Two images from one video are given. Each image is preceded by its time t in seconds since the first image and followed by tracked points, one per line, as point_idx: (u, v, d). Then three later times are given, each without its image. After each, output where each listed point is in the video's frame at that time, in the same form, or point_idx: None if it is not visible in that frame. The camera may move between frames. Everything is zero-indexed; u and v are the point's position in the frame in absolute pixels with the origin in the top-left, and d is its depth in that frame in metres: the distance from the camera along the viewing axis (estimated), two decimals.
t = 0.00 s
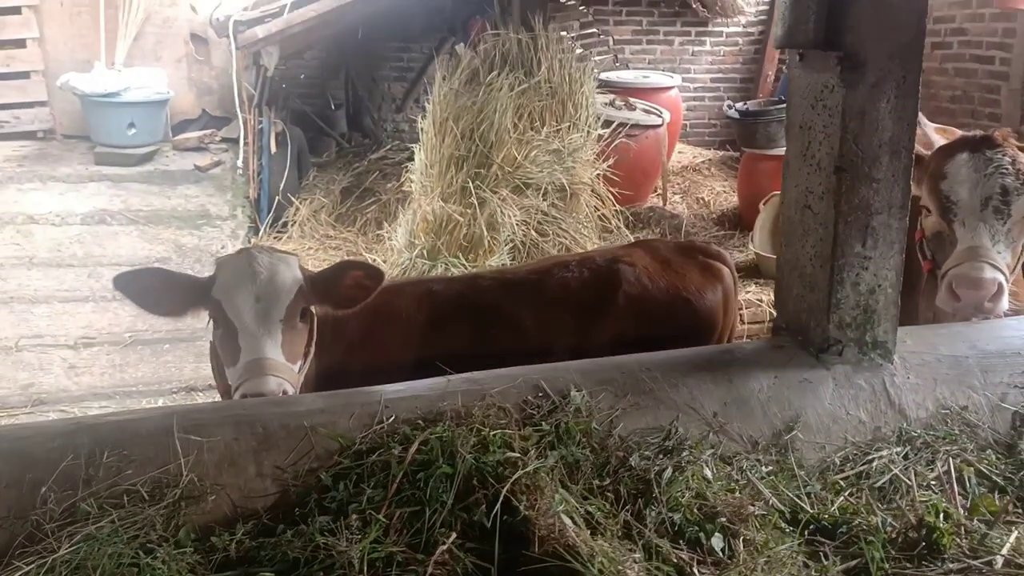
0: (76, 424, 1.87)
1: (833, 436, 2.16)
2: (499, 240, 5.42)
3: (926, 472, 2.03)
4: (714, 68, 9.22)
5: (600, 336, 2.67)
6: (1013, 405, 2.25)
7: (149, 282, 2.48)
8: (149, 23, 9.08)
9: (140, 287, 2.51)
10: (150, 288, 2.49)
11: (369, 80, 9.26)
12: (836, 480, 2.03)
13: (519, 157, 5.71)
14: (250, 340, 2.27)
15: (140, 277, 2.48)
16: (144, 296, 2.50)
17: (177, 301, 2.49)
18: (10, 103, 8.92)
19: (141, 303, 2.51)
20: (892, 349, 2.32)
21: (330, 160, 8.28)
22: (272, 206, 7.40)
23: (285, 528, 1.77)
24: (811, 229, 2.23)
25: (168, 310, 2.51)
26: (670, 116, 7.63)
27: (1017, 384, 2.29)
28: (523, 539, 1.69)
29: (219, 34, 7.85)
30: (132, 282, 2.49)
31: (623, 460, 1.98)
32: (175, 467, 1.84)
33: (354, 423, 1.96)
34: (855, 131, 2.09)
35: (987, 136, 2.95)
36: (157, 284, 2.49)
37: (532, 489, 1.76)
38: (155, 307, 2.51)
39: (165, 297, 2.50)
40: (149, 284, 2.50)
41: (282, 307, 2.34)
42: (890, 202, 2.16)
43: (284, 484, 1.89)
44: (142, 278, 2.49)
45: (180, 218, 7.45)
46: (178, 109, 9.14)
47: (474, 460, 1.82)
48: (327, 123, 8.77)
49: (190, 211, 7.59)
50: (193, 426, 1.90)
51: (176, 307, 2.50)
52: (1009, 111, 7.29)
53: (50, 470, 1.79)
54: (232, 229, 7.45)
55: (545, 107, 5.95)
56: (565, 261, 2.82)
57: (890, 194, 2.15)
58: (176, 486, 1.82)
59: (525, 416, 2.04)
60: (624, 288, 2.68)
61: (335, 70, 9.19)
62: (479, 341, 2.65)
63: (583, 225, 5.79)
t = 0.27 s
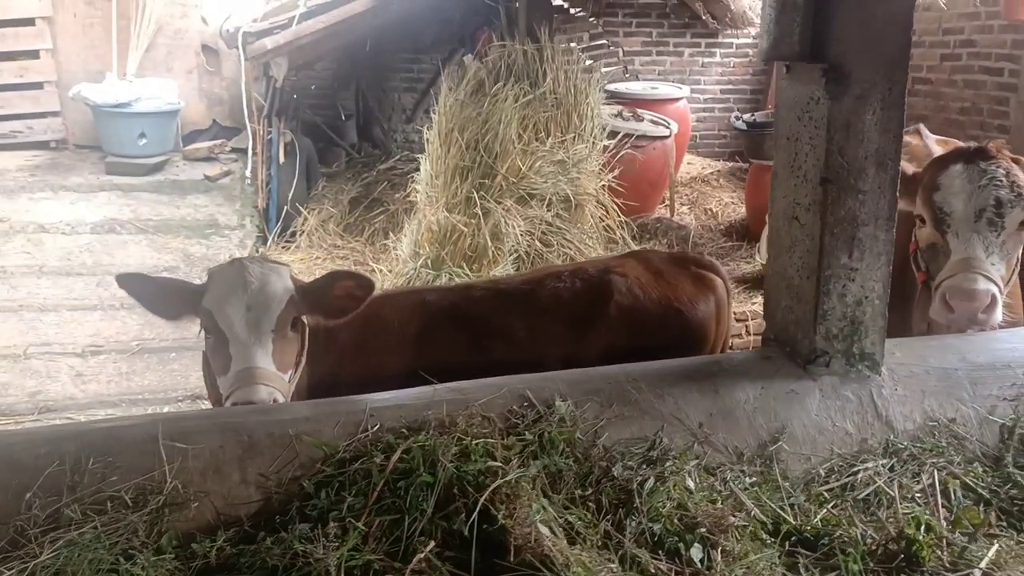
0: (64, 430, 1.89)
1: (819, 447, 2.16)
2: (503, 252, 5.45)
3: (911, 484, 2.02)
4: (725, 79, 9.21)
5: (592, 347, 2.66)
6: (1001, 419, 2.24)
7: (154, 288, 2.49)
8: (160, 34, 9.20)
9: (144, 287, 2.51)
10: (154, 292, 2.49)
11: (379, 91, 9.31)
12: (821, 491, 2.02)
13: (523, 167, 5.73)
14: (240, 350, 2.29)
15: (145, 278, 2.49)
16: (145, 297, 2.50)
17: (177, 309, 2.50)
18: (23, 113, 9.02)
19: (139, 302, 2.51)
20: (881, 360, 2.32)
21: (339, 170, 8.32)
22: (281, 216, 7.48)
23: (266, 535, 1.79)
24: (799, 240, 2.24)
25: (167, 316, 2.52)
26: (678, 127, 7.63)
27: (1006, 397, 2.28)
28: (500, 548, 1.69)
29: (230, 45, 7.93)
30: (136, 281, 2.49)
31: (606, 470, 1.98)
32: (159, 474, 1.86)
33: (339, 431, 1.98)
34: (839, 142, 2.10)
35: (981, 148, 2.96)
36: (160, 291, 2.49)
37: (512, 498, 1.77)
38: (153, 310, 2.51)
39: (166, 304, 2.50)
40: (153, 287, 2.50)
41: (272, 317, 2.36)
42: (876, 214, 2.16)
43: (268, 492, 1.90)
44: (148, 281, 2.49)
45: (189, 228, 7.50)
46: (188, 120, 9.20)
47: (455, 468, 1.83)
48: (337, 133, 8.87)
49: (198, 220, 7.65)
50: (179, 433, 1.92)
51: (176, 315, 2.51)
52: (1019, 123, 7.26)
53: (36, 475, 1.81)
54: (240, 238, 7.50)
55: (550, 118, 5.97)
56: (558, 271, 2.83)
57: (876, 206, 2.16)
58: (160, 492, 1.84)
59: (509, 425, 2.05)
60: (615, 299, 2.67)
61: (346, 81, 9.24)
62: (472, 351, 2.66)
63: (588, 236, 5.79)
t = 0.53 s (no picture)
0: (53, 436, 1.91)
1: (806, 457, 2.16)
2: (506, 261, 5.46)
3: (897, 494, 2.02)
4: (732, 91, 9.21)
5: (584, 356, 2.66)
6: (991, 430, 2.24)
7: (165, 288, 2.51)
8: (169, 46, 9.25)
9: (157, 284, 2.52)
10: (167, 291, 2.50)
11: (387, 102, 9.36)
12: (807, 501, 2.02)
13: (526, 178, 5.75)
14: (231, 357, 2.31)
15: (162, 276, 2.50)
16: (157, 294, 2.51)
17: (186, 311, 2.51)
18: (34, 123, 9.11)
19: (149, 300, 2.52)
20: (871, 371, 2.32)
21: (346, 180, 8.36)
22: (287, 225, 7.54)
23: (250, 541, 1.80)
24: (787, 250, 2.24)
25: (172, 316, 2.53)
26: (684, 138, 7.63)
27: (996, 408, 2.28)
28: (480, 555, 1.70)
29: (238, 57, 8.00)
30: (151, 278, 2.50)
31: (591, 478, 1.98)
32: (146, 480, 1.88)
33: (326, 438, 1.99)
34: (826, 153, 2.11)
35: (974, 159, 2.97)
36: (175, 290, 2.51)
37: (494, 505, 1.77)
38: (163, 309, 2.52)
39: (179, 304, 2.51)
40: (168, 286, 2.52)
41: (263, 324, 2.38)
42: (864, 224, 2.17)
43: (253, 498, 1.92)
44: (164, 280, 2.50)
45: (196, 237, 7.55)
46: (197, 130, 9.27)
47: (439, 475, 1.83)
48: (345, 144, 8.91)
49: (205, 230, 7.70)
50: (166, 439, 1.93)
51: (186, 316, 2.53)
52: None
53: (23, 480, 1.83)
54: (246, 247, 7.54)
55: (554, 129, 5.98)
56: (551, 281, 2.83)
57: (863, 217, 2.17)
58: (146, 498, 1.86)
59: (496, 434, 2.06)
60: (607, 308, 2.67)
61: (354, 92, 9.29)
62: (464, 359, 2.65)
63: (591, 246, 5.80)
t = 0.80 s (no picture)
0: (47, 439, 1.93)
1: (798, 464, 2.16)
2: (509, 270, 5.48)
3: (888, 502, 2.02)
4: (739, 102, 9.21)
5: (579, 364, 2.67)
6: (985, 437, 2.23)
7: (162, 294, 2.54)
8: (177, 56, 9.34)
9: (154, 288, 2.54)
10: (163, 296, 2.53)
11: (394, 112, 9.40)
12: (798, 508, 2.02)
13: (529, 188, 5.77)
14: (224, 359, 2.34)
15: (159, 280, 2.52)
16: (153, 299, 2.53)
17: (180, 316, 2.54)
18: (44, 133, 9.18)
19: (146, 304, 2.54)
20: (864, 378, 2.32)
21: (353, 191, 8.39)
22: (293, 235, 7.57)
23: (241, 544, 1.81)
24: (779, 258, 2.25)
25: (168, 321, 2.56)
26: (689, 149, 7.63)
27: (990, 416, 2.27)
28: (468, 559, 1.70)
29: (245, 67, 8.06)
30: (149, 282, 2.53)
31: (581, 484, 1.99)
32: (138, 482, 1.89)
33: (318, 443, 2.00)
34: (818, 160, 2.13)
35: (971, 166, 2.97)
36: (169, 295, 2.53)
37: (482, 509, 1.78)
38: (159, 314, 2.54)
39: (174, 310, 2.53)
40: (165, 291, 2.54)
41: (258, 328, 2.40)
42: (856, 232, 2.18)
43: (244, 502, 1.93)
44: (161, 284, 2.53)
45: (202, 246, 7.59)
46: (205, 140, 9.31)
47: (428, 480, 1.84)
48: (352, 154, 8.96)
49: (212, 239, 7.73)
50: (159, 443, 1.95)
51: (182, 322, 2.55)
52: None
53: (16, 483, 1.85)
54: (252, 256, 7.58)
55: (558, 139, 6.01)
56: (548, 289, 2.84)
57: (855, 225, 2.18)
58: (138, 501, 1.87)
59: (487, 439, 2.06)
60: (602, 316, 2.68)
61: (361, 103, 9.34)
62: (460, 366, 2.66)
63: (595, 255, 5.80)
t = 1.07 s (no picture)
0: (46, 441, 1.95)
1: (793, 471, 2.16)
2: (513, 279, 5.49)
3: (883, 508, 2.02)
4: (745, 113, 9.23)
5: (577, 370, 2.67)
6: (980, 444, 2.23)
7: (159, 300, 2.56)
8: (186, 67, 9.41)
9: (152, 295, 2.56)
10: (161, 303, 2.55)
11: (401, 123, 9.44)
12: (792, 514, 2.02)
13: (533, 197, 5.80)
14: (224, 361, 2.36)
15: (159, 287, 2.54)
16: (152, 306, 2.54)
17: (179, 321, 2.56)
18: (53, 142, 9.25)
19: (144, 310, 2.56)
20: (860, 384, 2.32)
21: (359, 201, 8.44)
22: (300, 244, 7.61)
23: (236, 546, 1.82)
24: (775, 264, 2.26)
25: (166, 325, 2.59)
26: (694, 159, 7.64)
27: (986, 423, 2.27)
28: (460, 561, 1.71)
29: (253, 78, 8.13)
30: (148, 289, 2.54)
31: (576, 488, 1.99)
32: (135, 484, 1.91)
33: (314, 446, 2.01)
34: (812, 167, 2.15)
35: (969, 174, 2.97)
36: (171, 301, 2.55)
37: (475, 512, 1.79)
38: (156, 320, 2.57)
39: (175, 316, 2.55)
40: (163, 297, 2.56)
41: (257, 331, 2.42)
42: (850, 239, 2.20)
43: (240, 505, 1.94)
44: (160, 291, 2.55)
45: (209, 255, 7.63)
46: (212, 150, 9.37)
47: (422, 482, 1.85)
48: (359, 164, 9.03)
49: (218, 248, 7.77)
50: (156, 445, 1.96)
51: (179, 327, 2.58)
52: None
53: (15, 484, 1.87)
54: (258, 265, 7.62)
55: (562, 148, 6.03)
56: (546, 296, 2.85)
57: (850, 231, 2.19)
58: (135, 503, 1.89)
59: (482, 443, 2.07)
60: (600, 323, 2.69)
61: (368, 113, 9.39)
62: (458, 371, 2.66)
63: (599, 264, 5.80)
